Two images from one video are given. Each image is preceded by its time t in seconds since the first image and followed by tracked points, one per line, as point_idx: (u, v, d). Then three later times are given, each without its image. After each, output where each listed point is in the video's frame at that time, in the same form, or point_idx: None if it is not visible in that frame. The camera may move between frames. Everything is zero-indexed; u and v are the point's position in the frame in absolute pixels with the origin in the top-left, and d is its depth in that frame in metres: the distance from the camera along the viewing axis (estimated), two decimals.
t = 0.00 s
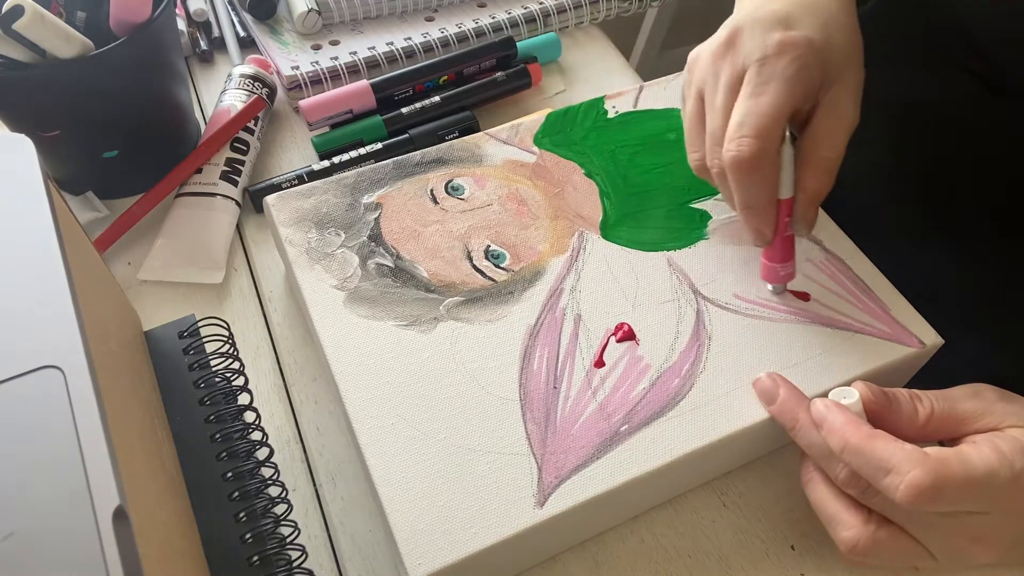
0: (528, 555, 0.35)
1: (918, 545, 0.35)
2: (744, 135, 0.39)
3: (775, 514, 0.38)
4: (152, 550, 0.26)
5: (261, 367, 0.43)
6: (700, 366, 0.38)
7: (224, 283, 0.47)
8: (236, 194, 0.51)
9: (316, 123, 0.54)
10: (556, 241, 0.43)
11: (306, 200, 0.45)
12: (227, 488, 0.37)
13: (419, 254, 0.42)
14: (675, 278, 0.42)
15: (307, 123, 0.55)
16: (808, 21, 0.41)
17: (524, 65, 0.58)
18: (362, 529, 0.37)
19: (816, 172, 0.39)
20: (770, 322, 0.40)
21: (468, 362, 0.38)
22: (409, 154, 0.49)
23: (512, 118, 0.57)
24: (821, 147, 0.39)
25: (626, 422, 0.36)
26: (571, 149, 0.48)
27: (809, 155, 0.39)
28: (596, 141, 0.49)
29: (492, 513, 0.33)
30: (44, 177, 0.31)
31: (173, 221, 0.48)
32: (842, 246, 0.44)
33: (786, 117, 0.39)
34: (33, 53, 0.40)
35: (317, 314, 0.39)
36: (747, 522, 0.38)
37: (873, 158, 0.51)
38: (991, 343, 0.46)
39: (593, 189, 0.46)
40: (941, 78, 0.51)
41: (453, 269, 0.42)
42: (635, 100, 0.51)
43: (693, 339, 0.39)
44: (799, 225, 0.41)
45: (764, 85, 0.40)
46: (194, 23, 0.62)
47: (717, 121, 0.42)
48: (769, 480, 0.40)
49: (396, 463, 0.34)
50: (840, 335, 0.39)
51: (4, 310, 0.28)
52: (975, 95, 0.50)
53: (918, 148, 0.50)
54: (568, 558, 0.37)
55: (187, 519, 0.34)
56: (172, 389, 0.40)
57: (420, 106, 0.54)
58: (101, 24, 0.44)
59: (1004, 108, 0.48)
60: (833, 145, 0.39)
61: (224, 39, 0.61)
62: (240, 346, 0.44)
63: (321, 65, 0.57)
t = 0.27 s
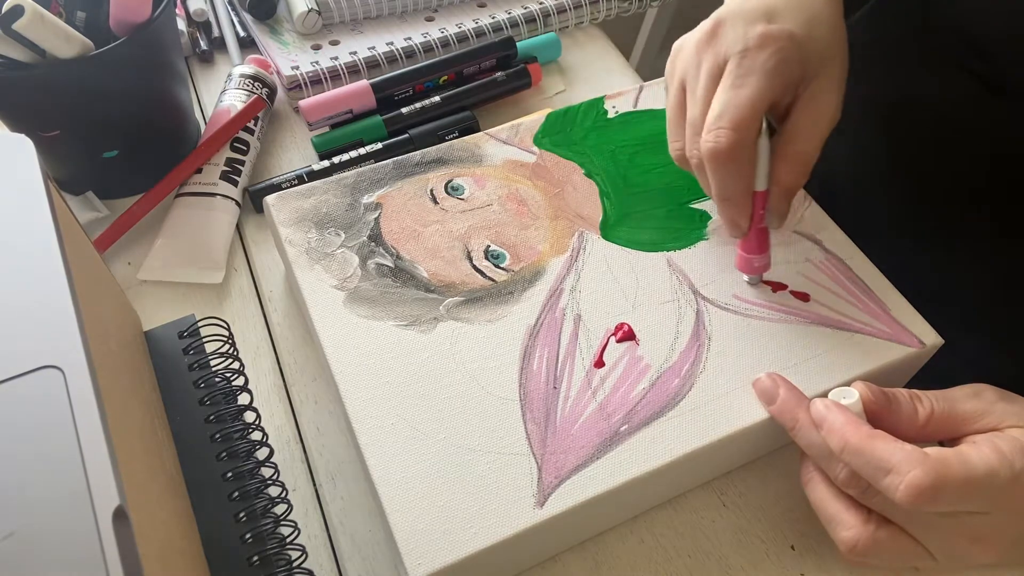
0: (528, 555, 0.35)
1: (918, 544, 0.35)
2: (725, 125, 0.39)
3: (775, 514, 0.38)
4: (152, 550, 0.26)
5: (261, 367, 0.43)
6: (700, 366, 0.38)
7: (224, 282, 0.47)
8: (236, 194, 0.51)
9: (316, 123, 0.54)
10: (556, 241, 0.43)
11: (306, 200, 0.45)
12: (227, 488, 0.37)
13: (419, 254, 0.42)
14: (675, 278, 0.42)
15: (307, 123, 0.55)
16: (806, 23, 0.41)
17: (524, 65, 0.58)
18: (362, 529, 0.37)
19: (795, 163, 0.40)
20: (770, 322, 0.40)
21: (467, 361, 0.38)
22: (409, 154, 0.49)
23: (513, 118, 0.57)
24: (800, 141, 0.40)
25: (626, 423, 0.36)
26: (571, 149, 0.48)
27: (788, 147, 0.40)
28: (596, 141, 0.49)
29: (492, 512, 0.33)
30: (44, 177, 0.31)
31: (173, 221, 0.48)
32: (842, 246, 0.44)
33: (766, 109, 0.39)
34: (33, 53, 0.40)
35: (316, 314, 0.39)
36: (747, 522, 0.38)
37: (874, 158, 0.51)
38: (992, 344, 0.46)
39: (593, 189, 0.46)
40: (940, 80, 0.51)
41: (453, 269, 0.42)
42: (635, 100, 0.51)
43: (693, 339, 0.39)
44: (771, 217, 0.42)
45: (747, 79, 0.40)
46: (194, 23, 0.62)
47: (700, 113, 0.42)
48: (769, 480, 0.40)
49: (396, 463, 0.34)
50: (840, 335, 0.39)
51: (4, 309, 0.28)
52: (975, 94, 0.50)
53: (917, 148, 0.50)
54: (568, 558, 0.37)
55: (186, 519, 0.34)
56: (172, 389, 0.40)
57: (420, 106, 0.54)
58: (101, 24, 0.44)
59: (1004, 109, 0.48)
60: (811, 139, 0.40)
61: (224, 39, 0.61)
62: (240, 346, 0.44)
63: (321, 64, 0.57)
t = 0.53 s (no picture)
0: (528, 556, 0.35)
1: (917, 543, 0.35)
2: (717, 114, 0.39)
3: (775, 514, 0.38)
4: (152, 550, 0.26)
5: (261, 367, 0.43)
6: (700, 366, 0.38)
7: (224, 282, 0.47)
8: (236, 194, 0.51)
9: (316, 123, 0.54)
10: (556, 241, 0.43)
11: (306, 200, 0.45)
12: (227, 488, 0.37)
13: (419, 254, 0.42)
14: (675, 278, 0.42)
15: (307, 123, 0.55)
16: (802, 25, 0.42)
17: (524, 65, 0.58)
18: (362, 529, 0.37)
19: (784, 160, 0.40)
20: (770, 322, 0.40)
21: (468, 361, 0.38)
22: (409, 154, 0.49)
23: (513, 118, 0.57)
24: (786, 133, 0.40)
25: (626, 423, 0.36)
26: (571, 149, 0.48)
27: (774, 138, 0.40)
28: (596, 141, 0.49)
29: (493, 512, 0.33)
30: (44, 177, 0.31)
31: (173, 221, 0.48)
32: (842, 246, 0.44)
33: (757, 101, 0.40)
34: (33, 53, 0.40)
35: (316, 314, 0.39)
36: (747, 522, 0.38)
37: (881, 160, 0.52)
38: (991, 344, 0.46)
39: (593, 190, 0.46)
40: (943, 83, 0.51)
41: (453, 269, 0.42)
42: (635, 100, 0.51)
43: (693, 339, 0.39)
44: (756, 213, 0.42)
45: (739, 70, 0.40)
46: (194, 23, 0.62)
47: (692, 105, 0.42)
48: (769, 480, 0.40)
49: (396, 463, 0.34)
50: (840, 335, 0.39)
51: (4, 309, 0.28)
52: (973, 97, 0.49)
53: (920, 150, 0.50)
54: (568, 558, 0.37)
55: (186, 519, 0.34)
56: (171, 389, 0.40)
57: (420, 106, 0.54)
58: (101, 24, 0.44)
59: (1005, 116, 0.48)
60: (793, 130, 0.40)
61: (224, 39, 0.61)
62: (240, 346, 0.44)
63: (321, 64, 0.57)
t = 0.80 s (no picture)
0: (528, 555, 0.35)
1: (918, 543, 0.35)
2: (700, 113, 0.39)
3: (775, 515, 0.38)
4: (152, 549, 0.26)
5: (261, 367, 0.43)
6: (700, 366, 0.38)
7: (224, 282, 0.47)
8: (237, 194, 0.51)
9: (316, 123, 0.54)
10: (556, 241, 0.43)
11: (306, 200, 0.45)
12: (227, 488, 0.37)
13: (419, 254, 0.42)
14: (674, 280, 0.42)
15: (307, 123, 0.55)
16: (795, 24, 0.42)
17: (524, 65, 0.58)
18: (362, 529, 0.37)
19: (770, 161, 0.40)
20: (770, 322, 0.40)
21: (468, 361, 0.38)
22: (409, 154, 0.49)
23: (513, 118, 0.57)
24: (773, 138, 0.40)
25: (626, 423, 0.36)
26: (572, 150, 0.48)
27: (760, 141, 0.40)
28: (596, 141, 0.49)
29: (493, 513, 0.33)
30: (44, 177, 0.31)
31: (173, 221, 0.48)
32: (843, 247, 0.44)
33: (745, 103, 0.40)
34: (33, 53, 0.40)
35: (316, 314, 0.39)
36: (747, 522, 0.38)
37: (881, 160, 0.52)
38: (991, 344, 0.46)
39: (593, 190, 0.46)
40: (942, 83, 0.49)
41: (453, 269, 0.42)
42: (635, 100, 0.51)
43: (693, 339, 0.39)
44: (736, 213, 0.42)
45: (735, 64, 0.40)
46: (194, 23, 0.62)
47: (676, 101, 0.42)
48: (769, 480, 0.40)
49: (396, 463, 0.34)
50: (840, 335, 0.39)
51: (4, 309, 0.28)
52: (972, 97, 0.48)
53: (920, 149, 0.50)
54: (568, 558, 0.37)
55: (186, 519, 0.34)
56: (171, 389, 0.40)
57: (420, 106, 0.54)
58: (101, 24, 0.44)
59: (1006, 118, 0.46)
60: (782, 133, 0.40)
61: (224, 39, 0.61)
62: (240, 346, 0.44)
63: (321, 64, 0.57)
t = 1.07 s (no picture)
0: (528, 555, 0.35)
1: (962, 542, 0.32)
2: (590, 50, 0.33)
3: (775, 515, 0.38)
4: (153, 550, 0.26)
5: (261, 367, 0.43)
6: (700, 366, 0.38)
7: (225, 282, 0.47)
8: (236, 194, 0.51)
9: (316, 123, 0.54)
10: (556, 241, 0.43)
11: (306, 200, 0.45)
12: (227, 488, 0.37)
13: (419, 254, 0.42)
14: (675, 276, 0.42)
15: (307, 123, 0.55)
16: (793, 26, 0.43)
17: (524, 65, 0.58)
18: (362, 529, 0.37)
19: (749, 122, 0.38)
20: (770, 321, 0.40)
21: (467, 361, 0.38)
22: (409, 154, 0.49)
23: (513, 117, 0.57)
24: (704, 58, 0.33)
25: (626, 423, 0.36)
26: (572, 149, 0.48)
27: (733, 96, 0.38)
28: (596, 140, 0.49)
29: (493, 512, 0.33)
30: (43, 177, 0.31)
31: (173, 221, 0.48)
32: (843, 246, 0.44)
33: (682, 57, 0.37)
34: (34, 53, 0.40)
35: (316, 314, 0.39)
36: (747, 521, 0.38)
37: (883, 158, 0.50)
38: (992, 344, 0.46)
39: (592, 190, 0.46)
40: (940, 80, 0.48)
41: (453, 269, 0.42)
42: (635, 100, 0.51)
43: (693, 339, 0.39)
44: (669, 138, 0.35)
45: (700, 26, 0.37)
46: (194, 23, 0.62)
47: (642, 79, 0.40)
48: (769, 480, 0.40)
49: (395, 463, 0.34)
50: (840, 334, 0.39)
51: (4, 310, 0.28)
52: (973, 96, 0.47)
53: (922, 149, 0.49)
54: (568, 557, 0.37)
55: (187, 519, 0.34)
56: (171, 389, 0.40)
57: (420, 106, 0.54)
58: (101, 24, 0.44)
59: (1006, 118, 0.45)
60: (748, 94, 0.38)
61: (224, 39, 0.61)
62: (240, 346, 0.44)
63: (321, 65, 0.57)
